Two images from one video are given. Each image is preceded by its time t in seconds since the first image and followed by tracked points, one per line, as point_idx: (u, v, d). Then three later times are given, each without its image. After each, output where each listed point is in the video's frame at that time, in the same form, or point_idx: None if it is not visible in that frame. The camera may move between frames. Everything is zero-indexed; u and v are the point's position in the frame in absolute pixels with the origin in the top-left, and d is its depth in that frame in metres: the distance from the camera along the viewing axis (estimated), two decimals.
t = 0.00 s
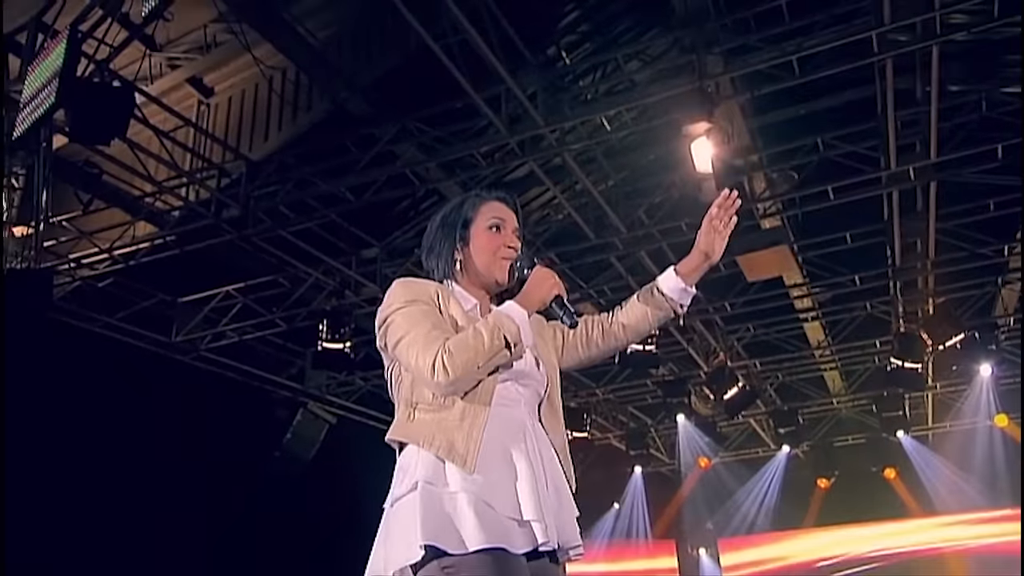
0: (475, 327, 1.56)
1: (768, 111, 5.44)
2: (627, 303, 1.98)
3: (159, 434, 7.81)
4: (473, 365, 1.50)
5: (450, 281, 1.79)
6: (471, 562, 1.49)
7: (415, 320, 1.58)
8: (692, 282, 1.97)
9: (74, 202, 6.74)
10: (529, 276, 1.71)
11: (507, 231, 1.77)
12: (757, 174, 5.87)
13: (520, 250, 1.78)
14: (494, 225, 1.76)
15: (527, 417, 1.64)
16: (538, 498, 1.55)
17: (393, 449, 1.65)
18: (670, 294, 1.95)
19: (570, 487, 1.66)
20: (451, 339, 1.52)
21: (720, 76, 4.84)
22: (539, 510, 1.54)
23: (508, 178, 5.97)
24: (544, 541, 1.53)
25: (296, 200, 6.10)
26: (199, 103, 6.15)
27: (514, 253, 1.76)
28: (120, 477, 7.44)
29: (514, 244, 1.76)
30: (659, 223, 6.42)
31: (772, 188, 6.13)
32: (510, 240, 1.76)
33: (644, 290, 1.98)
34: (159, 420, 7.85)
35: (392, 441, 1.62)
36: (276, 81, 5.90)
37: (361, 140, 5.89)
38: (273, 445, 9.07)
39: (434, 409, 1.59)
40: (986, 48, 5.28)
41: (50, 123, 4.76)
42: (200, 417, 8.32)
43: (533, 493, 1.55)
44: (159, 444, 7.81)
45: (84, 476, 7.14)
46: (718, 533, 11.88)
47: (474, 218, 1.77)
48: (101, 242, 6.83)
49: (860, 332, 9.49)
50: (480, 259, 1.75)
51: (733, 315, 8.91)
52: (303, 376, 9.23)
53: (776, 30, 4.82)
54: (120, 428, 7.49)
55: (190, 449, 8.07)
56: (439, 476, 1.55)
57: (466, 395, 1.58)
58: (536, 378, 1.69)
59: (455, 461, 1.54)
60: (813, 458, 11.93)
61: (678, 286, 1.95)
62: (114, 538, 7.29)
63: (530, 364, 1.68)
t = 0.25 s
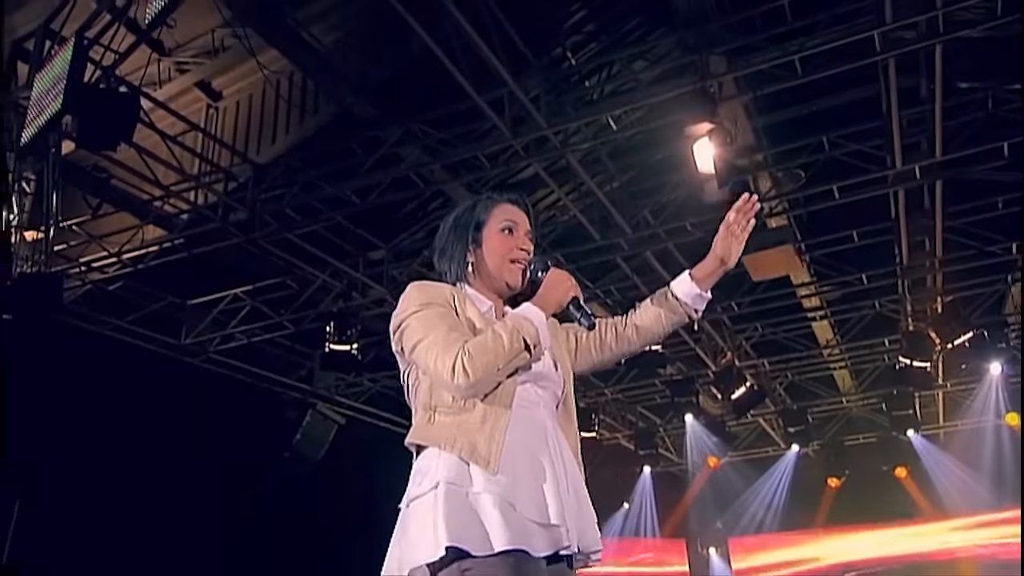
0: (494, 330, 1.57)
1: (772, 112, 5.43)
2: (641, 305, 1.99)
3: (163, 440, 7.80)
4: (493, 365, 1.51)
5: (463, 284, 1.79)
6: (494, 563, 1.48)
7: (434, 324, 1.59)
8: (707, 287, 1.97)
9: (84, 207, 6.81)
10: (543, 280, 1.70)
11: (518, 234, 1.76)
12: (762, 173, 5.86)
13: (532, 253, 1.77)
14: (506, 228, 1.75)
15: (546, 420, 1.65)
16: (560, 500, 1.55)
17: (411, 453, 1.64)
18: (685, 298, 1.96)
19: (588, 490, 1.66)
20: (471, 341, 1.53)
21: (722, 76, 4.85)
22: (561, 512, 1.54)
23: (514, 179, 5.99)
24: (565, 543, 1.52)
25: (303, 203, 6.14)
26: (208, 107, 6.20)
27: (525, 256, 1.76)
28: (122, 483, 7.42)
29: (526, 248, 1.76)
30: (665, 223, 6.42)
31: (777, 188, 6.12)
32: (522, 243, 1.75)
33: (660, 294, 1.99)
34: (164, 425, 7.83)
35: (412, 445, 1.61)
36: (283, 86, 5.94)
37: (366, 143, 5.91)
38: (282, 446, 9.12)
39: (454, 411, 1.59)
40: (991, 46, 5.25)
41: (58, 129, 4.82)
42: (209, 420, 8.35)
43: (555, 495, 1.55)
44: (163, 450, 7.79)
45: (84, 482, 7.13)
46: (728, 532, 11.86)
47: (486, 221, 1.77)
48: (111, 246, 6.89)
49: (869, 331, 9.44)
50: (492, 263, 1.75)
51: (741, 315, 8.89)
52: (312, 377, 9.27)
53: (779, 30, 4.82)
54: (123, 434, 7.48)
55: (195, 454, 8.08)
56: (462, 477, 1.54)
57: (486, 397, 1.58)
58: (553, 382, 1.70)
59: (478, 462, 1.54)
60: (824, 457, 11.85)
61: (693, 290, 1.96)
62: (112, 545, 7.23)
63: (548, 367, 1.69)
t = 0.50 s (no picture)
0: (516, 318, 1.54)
1: (772, 113, 5.44)
2: (662, 295, 1.94)
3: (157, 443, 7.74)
4: (518, 352, 1.47)
5: (480, 277, 1.76)
6: (522, 546, 1.43)
7: (455, 315, 1.55)
8: (730, 275, 1.90)
9: (88, 210, 6.85)
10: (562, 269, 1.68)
11: (535, 226, 1.74)
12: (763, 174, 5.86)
13: (548, 243, 1.75)
14: (522, 220, 1.73)
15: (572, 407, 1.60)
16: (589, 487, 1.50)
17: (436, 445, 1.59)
18: (707, 286, 1.89)
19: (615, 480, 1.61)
20: (494, 330, 1.49)
21: (721, 78, 4.85)
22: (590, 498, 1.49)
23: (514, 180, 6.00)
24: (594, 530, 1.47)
25: (304, 205, 6.16)
26: (212, 109, 6.22)
27: (542, 248, 1.74)
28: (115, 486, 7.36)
29: (542, 239, 1.74)
30: (666, 224, 6.42)
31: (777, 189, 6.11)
32: (538, 235, 1.73)
33: (681, 282, 1.93)
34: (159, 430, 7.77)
35: (438, 436, 1.56)
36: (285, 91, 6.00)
37: (367, 145, 5.94)
38: (286, 446, 9.15)
39: (480, 401, 1.54)
40: (990, 47, 5.25)
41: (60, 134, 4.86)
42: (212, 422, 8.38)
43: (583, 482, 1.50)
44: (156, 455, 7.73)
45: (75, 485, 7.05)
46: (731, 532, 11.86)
47: (502, 212, 1.75)
48: (115, 249, 6.93)
49: (872, 331, 9.44)
50: (508, 255, 1.73)
51: (744, 315, 8.90)
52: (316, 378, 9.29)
53: (777, 31, 4.82)
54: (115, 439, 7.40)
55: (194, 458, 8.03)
56: (489, 462, 1.49)
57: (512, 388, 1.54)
58: (578, 370, 1.66)
59: (507, 448, 1.49)
60: (829, 456, 11.87)
61: (715, 278, 1.89)
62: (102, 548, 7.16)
63: (573, 355, 1.65)
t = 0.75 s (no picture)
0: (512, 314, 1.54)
1: (765, 112, 5.45)
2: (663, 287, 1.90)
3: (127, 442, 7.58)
4: (513, 347, 1.48)
5: (479, 272, 1.77)
6: (513, 538, 1.44)
7: (450, 312, 1.56)
8: (731, 271, 1.86)
9: (84, 208, 6.87)
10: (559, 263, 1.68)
11: (533, 220, 1.75)
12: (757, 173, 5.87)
13: (547, 238, 1.76)
14: (520, 214, 1.74)
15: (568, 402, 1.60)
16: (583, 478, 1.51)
17: (432, 441, 1.60)
18: (707, 283, 1.85)
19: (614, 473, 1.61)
20: (488, 327, 1.50)
21: (713, 77, 4.87)
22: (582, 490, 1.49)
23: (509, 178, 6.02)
24: (587, 520, 1.48)
25: (299, 203, 6.18)
26: (209, 107, 6.23)
27: (540, 242, 1.75)
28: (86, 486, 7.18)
29: (539, 233, 1.75)
30: (661, 222, 6.44)
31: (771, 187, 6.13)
32: (536, 229, 1.75)
33: (683, 277, 1.89)
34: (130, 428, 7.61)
35: (434, 432, 1.57)
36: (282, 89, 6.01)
37: (362, 144, 5.96)
38: (283, 444, 9.19)
39: (475, 397, 1.55)
40: (982, 46, 5.26)
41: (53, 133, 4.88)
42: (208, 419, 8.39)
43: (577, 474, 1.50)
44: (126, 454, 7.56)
45: (42, 485, 6.86)
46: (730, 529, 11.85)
47: (501, 207, 1.76)
48: (111, 246, 6.95)
49: (867, 329, 9.45)
50: (506, 249, 1.74)
51: (740, 313, 8.92)
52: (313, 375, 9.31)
53: (770, 30, 4.83)
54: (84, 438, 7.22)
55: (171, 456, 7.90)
56: (481, 456, 1.50)
57: (506, 383, 1.54)
58: (576, 365, 1.65)
59: (498, 443, 1.49)
60: (825, 453, 11.89)
61: (716, 275, 1.85)
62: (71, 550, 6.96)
63: (570, 349, 1.65)
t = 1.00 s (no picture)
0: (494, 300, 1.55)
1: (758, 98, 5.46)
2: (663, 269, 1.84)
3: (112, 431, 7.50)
4: (490, 333, 1.49)
5: (472, 256, 1.78)
6: (473, 526, 1.47)
7: (435, 297, 1.58)
8: (733, 262, 1.79)
9: (79, 193, 6.88)
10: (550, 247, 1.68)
11: (525, 203, 1.75)
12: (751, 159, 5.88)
13: (538, 221, 1.77)
14: (512, 197, 1.75)
15: (547, 388, 1.60)
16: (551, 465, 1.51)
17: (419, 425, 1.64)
18: (705, 270, 1.79)
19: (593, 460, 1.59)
20: (467, 312, 1.52)
21: (705, 63, 4.88)
22: (547, 478, 1.50)
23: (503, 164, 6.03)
24: (548, 508, 1.48)
25: (293, 188, 6.19)
26: (204, 91, 6.23)
27: (532, 225, 1.76)
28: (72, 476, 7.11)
29: (532, 216, 1.76)
30: (655, 208, 6.45)
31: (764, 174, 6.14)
32: (528, 211, 1.75)
33: (683, 261, 1.83)
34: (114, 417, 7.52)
35: (417, 419, 1.61)
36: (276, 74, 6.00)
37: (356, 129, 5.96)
38: (280, 428, 9.25)
39: (453, 382, 1.57)
40: (975, 32, 5.26)
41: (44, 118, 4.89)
42: (204, 403, 8.43)
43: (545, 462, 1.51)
44: (114, 444, 7.51)
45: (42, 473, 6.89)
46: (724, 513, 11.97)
47: (493, 190, 1.77)
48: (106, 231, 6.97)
49: (862, 313, 9.47)
50: (499, 233, 1.75)
51: (734, 298, 8.95)
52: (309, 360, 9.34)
53: (762, 16, 4.83)
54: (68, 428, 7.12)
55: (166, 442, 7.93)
56: (450, 444, 1.53)
57: (486, 368, 1.56)
58: (561, 350, 1.64)
59: (467, 430, 1.52)
60: (820, 437, 11.97)
61: (717, 263, 1.79)
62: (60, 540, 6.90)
63: (555, 333, 1.64)
